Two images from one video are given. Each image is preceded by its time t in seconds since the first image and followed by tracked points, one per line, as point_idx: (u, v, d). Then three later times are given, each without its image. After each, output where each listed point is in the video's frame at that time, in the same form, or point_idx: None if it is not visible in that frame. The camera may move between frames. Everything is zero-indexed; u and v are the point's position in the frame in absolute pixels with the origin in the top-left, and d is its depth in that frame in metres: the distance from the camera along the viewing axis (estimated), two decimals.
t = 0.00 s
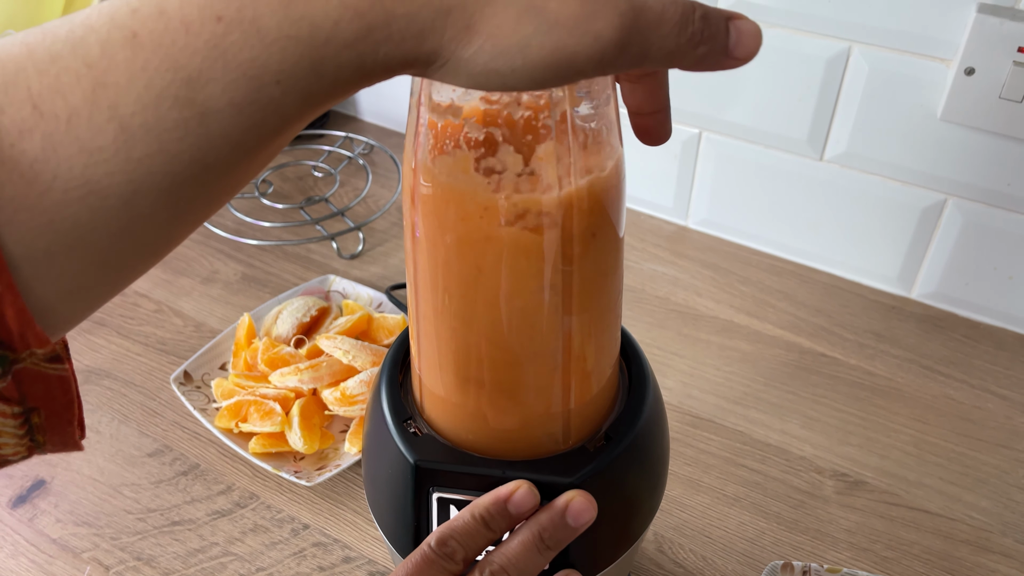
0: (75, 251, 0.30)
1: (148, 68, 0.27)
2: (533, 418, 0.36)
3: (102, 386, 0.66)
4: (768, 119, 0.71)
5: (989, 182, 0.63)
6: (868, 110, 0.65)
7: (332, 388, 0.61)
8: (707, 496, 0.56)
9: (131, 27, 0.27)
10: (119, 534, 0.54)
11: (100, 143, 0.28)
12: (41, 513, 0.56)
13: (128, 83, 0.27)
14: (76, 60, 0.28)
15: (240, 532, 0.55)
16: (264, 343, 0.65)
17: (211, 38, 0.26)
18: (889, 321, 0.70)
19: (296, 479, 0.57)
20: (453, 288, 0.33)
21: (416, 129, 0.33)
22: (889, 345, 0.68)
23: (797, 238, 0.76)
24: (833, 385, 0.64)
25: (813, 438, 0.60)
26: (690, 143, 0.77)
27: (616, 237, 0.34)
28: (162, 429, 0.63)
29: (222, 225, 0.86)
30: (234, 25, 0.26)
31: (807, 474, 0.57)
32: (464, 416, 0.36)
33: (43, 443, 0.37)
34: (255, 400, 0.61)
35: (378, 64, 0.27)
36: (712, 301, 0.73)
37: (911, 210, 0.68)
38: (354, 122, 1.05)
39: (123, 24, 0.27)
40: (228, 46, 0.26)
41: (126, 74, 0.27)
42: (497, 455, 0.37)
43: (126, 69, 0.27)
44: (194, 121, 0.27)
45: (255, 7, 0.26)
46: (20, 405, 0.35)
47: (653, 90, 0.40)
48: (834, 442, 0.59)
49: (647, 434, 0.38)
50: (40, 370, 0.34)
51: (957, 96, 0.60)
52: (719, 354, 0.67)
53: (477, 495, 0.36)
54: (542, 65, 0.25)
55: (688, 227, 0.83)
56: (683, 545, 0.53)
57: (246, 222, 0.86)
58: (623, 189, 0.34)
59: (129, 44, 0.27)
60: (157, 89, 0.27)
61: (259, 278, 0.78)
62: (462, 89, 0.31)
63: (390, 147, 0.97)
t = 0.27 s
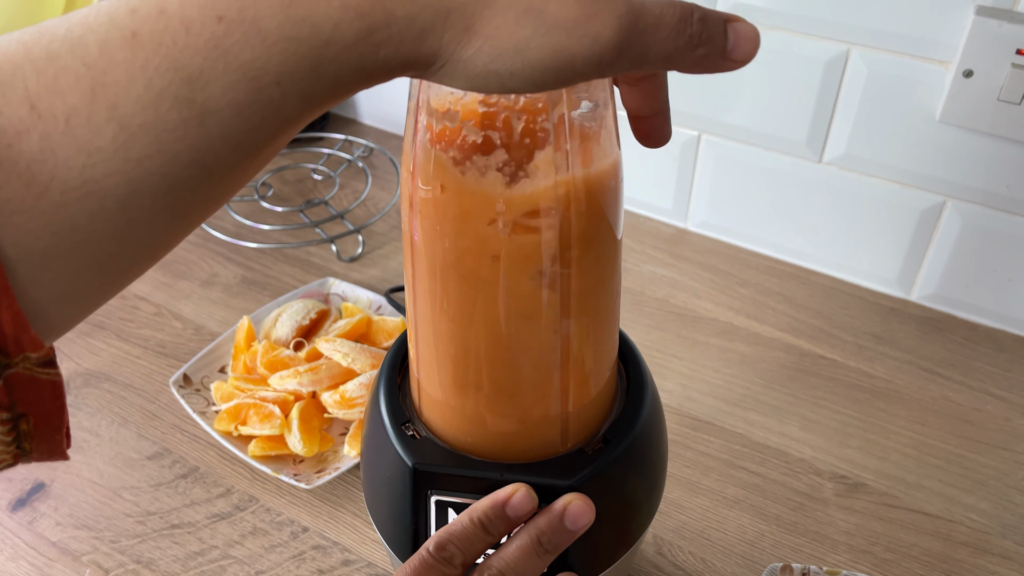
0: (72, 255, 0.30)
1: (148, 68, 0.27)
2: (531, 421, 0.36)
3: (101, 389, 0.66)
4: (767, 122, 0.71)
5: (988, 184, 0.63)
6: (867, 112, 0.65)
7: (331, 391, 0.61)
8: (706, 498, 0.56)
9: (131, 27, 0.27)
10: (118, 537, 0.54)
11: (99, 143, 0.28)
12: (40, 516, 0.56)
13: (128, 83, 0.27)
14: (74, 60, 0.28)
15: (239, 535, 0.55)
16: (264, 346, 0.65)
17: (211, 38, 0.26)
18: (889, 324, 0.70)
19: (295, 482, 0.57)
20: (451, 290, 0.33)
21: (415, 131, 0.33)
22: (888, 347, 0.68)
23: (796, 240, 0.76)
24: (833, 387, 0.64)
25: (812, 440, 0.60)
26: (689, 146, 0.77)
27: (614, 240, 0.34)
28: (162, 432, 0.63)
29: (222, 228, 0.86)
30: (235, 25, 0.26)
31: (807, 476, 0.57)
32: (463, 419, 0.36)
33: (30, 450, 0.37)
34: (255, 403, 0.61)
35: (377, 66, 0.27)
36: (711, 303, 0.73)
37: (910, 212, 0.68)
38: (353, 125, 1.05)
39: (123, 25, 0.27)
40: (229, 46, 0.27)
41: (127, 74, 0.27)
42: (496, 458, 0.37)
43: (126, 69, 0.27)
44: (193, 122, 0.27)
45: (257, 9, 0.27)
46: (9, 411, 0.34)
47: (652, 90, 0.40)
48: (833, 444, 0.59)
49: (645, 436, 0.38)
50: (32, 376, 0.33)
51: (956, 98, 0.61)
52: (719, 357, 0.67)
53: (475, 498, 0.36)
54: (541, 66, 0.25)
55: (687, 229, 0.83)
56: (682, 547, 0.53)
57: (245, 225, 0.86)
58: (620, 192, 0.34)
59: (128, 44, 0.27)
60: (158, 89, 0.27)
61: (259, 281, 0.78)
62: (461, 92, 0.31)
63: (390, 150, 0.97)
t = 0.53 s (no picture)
0: (33, 214, 0.30)
1: (115, 21, 0.27)
2: (529, 420, 0.36)
3: (101, 392, 0.66)
4: (767, 125, 0.71)
5: (987, 186, 0.63)
6: (866, 114, 0.65)
7: (330, 394, 0.61)
8: (705, 500, 0.56)
9: None
10: (118, 540, 0.54)
11: (60, 98, 0.28)
12: (40, 519, 0.57)
13: (93, 37, 0.27)
14: (34, 11, 0.27)
15: (239, 537, 0.55)
16: (263, 349, 0.65)
17: None
18: (888, 326, 0.70)
19: (295, 485, 0.57)
20: (448, 289, 0.33)
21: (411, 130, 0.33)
22: (888, 349, 0.68)
23: (796, 242, 0.76)
24: (832, 388, 0.64)
25: (811, 441, 0.60)
26: (688, 148, 0.77)
27: (610, 239, 0.34)
28: (161, 435, 0.63)
29: (222, 230, 0.86)
30: None
31: (806, 478, 0.57)
32: (461, 419, 0.36)
33: None
34: (254, 405, 0.61)
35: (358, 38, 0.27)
36: (711, 305, 0.73)
37: (910, 215, 0.68)
38: (353, 128, 1.05)
39: None
40: (204, 7, 0.26)
41: (92, 28, 0.27)
42: (495, 456, 0.37)
43: (93, 21, 0.27)
44: (162, 82, 0.27)
45: None
46: None
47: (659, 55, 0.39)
48: (832, 446, 0.59)
49: (642, 437, 0.38)
50: None
51: (954, 100, 0.61)
52: (718, 358, 0.67)
53: (473, 501, 0.36)
54: (526, 32, 0.25)
55: (687, 231, 0.83)
56: (681, 549, 0.53)
57: (245, 227, 0.86)
58: (616, 192, 0.35)
59: None
60: (124, 44, 0.26)
61: (258, 284, 0.78)
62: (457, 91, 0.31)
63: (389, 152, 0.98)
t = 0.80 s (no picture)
0: None
1: None
2: (527, 423, 0.36)
3: (101, 395, 0.66)
4: (766, 127, 0.71)
5: (986, 188, 0.63)
6: (865, 116, 0.65)
7: (330, 396, 0.61)
8: (705, 502, 0.56)
9: None
10: (118, 542, 0.54)
11: None
12: (40, 521, 0.57)
13: None
14: None
15: (239, 540, 0.55)
16: (263, 351, 0.66)
17: None
18: (888, 327, 0.70)
19: (295, 487, 0.57)
20: (447, 293, 0.33)
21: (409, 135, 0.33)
22: (887, 350, 0.68)
23: (796, 244, 0.76)
24: (832, 390, 0.64)
25: (810, 443, 0.60)
26: (688, 150, 0.77)
27: (608, 242, 0.34)
28: (161, 437, 0.63)
29: (222, 233, 0.86)
30: None
31: (805, 479, 0.57)
32: (459, 422, 0.36)
33: None
34: (254, 408, 0.61)
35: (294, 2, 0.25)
36: (710, 307, 0.73)
37: (909, 217, 0.68)
38: (353, 130, 1.05)
39: None
40: None
41: None
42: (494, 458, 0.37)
43: None
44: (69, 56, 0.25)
45: None
46: None
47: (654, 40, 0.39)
48: (832, 447, 0.59)
49: (641, 438, 0.38)
50: None
51: (953, 102, 0.61)
52: (717, 360, 0.67)
53: (473, 503, 0.36)
54: None
55: (686, 233, 0.83)
56: (681, 551, 0.53)
57: (245, 230, 0.86)
58: (615, 194, 0.35)
59: None
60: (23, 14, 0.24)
61: (258, 286, 0.78)
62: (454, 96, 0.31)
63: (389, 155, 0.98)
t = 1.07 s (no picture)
0: None
1: (58, 46, 0.28)
2: (526, 422, 0.36)
3: (101, 395, 0.67)
4: (766, 127, 0.71)
5: (985, 187, 0.63)
6: (865, 116, 0.65)
7: (330, 396, 0.61)
8: (705, 502, 0.56)
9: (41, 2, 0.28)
10: (118, 542, 0.54)
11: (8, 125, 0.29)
12: (40, 521, 0.57)
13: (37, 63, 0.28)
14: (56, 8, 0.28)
15: (238, 540, 0.55)
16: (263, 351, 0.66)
17: (130, 17, 0.27)
18: (887, 327, 0.70)
19: (295, 487, 0.57)
20: (446, 292, 0.33)
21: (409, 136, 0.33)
22: (887, 350, 0.68)
23: (795, 244, 0.76)
24: (832, 390, 0.64)
25: (810, 442, 0.60)
26: (688, 150, 0.77)
27: (608, 243, 0.34)
28: (161, 437, 0.63)
29: (222, 233, 0.86)
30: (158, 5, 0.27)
31: (805, 479, 0.57)
32: (459, 421, 0.36)
33: None
34: (254, 408, 0.61)
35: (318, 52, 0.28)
36: (710, 307, 0.73)
37: (909, 217, 0.68)
38: (353, 131, 1.05)
39: None
40: (150, 28, 0.27)
41: (34, 53, 0.28)
42: (493, 459, 0.37)
43: (31, 45, 0.28)
44: (106, 105, 0.28)
45: None
46: None
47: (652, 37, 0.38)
48: (832, 447, 0.59)
49: (641, 439, 0.38)
50: None
51: (953, 102, 0.61)
52: (717, 360, 0.67)
53: (472, 503, 0.36)
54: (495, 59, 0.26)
55: (686, 233, 0.83)
56: (681, 551, 0.53)
57: (245, 231, 0.86)
58: (614, 196, 0.35)
59: (37, 19, 0.28)
60: (69, 71, 0.28)
61: (258, 286, 0.78)
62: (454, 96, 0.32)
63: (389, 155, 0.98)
